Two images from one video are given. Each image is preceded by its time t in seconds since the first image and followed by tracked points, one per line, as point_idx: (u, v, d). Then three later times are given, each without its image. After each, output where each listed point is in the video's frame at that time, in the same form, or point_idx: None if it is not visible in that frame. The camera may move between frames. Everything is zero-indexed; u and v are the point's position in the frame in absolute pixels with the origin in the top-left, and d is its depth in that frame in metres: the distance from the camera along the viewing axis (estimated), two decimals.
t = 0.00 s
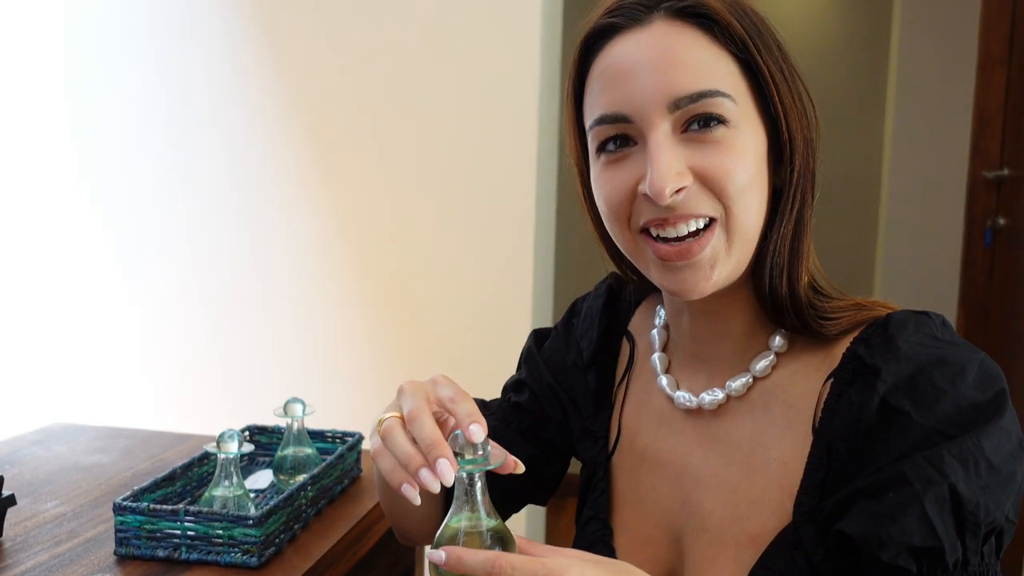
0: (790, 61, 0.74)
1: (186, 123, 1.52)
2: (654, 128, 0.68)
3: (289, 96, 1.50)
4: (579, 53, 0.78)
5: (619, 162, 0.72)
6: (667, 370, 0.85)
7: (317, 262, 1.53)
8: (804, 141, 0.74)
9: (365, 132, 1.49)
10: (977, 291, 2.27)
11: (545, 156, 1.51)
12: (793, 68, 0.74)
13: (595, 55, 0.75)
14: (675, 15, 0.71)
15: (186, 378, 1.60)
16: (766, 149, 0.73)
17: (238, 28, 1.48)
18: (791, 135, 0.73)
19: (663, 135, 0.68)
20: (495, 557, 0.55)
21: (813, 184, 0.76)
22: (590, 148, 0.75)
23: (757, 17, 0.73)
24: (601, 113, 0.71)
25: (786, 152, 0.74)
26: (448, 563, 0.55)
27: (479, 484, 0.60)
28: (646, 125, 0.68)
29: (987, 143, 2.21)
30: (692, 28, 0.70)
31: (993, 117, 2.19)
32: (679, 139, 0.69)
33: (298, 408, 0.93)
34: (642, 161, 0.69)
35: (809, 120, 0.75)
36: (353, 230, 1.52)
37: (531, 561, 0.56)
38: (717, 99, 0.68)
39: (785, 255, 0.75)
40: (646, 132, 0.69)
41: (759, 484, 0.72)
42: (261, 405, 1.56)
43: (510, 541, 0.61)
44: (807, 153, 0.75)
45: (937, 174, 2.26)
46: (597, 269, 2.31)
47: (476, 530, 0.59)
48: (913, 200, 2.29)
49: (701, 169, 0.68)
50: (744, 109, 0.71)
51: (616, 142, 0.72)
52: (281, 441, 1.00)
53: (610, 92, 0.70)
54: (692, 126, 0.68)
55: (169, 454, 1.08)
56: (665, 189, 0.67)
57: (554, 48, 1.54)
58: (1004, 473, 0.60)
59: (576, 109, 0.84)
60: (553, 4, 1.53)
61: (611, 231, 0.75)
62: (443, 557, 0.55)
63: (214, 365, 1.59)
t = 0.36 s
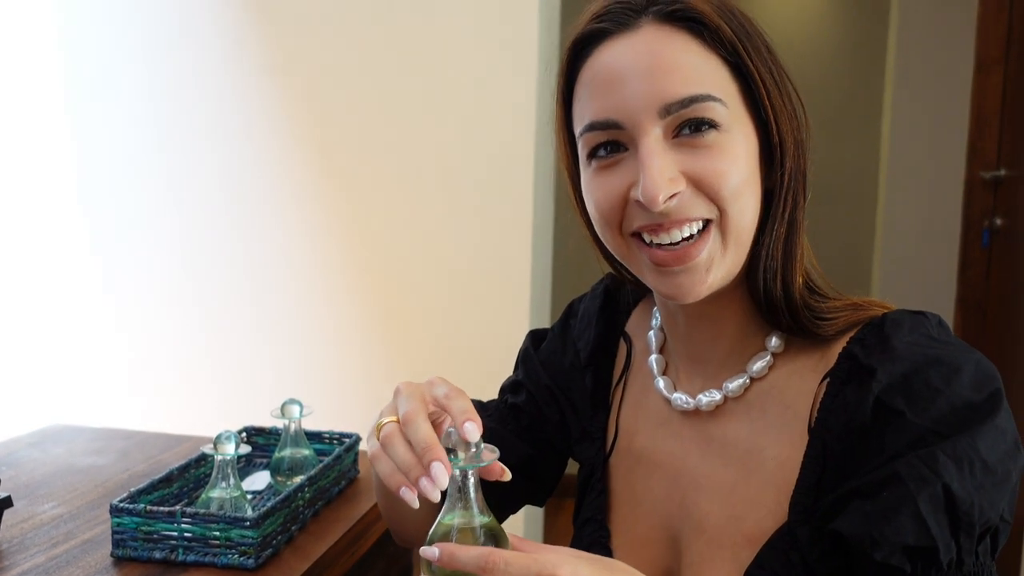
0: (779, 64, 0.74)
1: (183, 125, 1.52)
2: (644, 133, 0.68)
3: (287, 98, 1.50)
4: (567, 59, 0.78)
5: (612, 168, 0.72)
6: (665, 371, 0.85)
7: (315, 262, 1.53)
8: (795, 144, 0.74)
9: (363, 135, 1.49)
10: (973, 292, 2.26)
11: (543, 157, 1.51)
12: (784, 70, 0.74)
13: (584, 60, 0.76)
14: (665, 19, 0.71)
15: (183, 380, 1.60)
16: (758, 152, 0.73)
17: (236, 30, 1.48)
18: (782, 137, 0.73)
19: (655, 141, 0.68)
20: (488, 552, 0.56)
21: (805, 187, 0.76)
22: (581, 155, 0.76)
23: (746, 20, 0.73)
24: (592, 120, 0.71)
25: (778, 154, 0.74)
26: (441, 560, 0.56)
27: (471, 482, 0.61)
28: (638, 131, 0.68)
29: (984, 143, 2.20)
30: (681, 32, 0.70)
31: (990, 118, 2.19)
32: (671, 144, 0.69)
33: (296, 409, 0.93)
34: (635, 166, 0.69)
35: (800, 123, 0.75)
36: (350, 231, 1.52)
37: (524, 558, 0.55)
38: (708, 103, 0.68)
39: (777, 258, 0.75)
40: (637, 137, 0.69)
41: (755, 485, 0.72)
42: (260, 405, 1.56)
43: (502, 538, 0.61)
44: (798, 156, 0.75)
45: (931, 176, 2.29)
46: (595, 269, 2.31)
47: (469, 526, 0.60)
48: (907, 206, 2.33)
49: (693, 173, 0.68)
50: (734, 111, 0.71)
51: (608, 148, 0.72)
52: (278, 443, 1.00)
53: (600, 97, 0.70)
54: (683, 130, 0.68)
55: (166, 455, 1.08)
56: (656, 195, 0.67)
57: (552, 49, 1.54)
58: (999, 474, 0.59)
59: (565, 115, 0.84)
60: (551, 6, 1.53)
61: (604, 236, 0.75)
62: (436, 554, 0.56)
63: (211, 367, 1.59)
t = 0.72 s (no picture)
0: (763, 64, 0.73)
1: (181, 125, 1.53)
2: (625, 138, 0.68)
3: (284, 100, 1.50)
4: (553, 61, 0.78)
5: (591, 174, 0.72)
6: (656, 373, 0.85)
7: (310, 263, 1.53)
8: (780, 147, 0.74)
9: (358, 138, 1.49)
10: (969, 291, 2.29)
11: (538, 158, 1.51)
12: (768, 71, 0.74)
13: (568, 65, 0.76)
14: (645, 23, 0.71)
15: (180, 381, 1.60)
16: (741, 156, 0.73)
17: (233, 32, 1.49)
18: (766, 141, 0.73)
19: (633, 147, 0.69)
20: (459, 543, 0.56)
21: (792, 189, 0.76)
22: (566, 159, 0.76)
23: (728, 23, 0.73)
24: (573, 127, 0.72)
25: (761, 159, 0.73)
26: (412, 549, 0.56)
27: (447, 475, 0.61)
28: (616, 138, 0.69)
29: (979, 145, 2.23)
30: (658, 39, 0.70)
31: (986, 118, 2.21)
32: (649, 150, 0.69)
33: (289, 412, 0.93)
34: (614, 172, 0.70)
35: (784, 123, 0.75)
36: (345, 232, 1.52)
37: (490, 546, 0.57)
38: (684, 106, 0.68)
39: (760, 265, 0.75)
40: (615, 144, 0.69)
41: (745, 486, 0.72)
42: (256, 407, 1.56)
43: (473, 530, 0.61)
44: (783, 159, 0.74)
45: (924, 181, 2.31)
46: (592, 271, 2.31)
47: (442, 516, 0.60)
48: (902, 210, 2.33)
49: (671, 179, 0.68)
50: (715, 119, 0.70)
51: (587, 154, 0.72)
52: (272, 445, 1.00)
53: (581, 104, 0.71)
54: (661, 136, 0.69)
55: (160, 458, 1.08)
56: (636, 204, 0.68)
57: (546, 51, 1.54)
58: (981, 476, 0.60)
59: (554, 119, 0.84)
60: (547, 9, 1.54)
61: (588, 240, 0.76)
62: (407, 543, 0.56)
63: (206, 368, 1.59)
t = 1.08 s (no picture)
0: (691, 71, 0.66)
1: (181, 126, 1.53)
2: (523, 179, 0.76)
3: (284, 101, 1.50)
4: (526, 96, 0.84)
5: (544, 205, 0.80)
6: (659, 367, 0.86)
7: (307, 263, 1.53)
8: (709, 162, 0.66)
9: (357, 139, 1.49)
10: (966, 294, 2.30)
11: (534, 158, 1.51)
12: (663, 73, 0.66)
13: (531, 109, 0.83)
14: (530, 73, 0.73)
15: (178, 382, 1.60)
16: (618, 181, 0.68)
17: (235, 34, 1.49)
18: (686, 159, 0.66)
19: (527, 188, 0.76)
20: (362, 506, 0.61)
21: (739, 205, 0.68)
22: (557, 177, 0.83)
23: (642, 35, 0.67)
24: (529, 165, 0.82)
25: (681, 177, 0.67)
26: (317, 513, 0.61)
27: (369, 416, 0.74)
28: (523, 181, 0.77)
29: (975, 147, 2.25)
30: (562, 72, 0.70)
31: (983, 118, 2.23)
32: (535, 190, 0.75)
33: (286, 414, 0.93)
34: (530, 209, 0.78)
35: (721, 131, 0.67)
36: (342, 233, 1.51)
37: (391, 501, 0.62)
38: (554, 140, 0.71)
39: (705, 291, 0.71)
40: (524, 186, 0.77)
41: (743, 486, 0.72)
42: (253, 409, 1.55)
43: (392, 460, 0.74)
44: (717, 172, 0.67)
45: (926, 177, 2.34)
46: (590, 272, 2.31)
47: (365, 452, 0.72)
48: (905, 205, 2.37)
49: (549, 211, 0.72)
50: (619, 145, 0.67)
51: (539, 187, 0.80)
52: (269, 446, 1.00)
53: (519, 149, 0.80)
54: (538, 175, 0.73)
55: (157, 460, 1.07)
56: (538, 244, 0.75)
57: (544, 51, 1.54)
58: (905, 468, 0.59)
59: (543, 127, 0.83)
60: (549, 11, 1.53)
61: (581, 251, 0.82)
62: (312, 508, 0.61)
63: (204, 370, 1.58)
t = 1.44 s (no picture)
0: (604, 88, 0.65)
1: (181, 124, 1.52)
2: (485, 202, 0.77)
3: (287, 101, 1.49)
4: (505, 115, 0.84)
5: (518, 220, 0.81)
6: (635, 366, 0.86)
7: (305, 263, 1.52)
8: (626, 172, 0.64)
9: (358, 139, 1.48)
10: (963, 293, 2.31)
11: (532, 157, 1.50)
12: (574, 93, 0.65)
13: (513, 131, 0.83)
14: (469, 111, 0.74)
15: (178, 382, 1.59)
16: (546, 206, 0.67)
17: (239, 34, 1.49)
18: (603, 172, 0.64)
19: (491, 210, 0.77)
20: None
21: (665, 213, 0.64)
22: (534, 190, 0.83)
23: (556, 57, 0.67)
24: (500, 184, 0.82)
25: (599, 190, 0.64)
26: None
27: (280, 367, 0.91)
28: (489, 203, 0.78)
29: (972, 146, 2.26)
30: (490, 111, 0.70)
31: (980, 117, 2.25)
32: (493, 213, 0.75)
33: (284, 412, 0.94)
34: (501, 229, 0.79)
35: (638, 144, 0.64)
36: (340, 232, 1.51)
37: None
38: (494, 171, 0.71)
39: (650, 302, 0.68)
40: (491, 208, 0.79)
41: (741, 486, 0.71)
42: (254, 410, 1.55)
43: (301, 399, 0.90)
44: (637, 183, 0.64)
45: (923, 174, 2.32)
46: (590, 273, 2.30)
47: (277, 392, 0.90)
48: (899, 203, 2.33)
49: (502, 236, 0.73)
50: (540, 168, 0.66)
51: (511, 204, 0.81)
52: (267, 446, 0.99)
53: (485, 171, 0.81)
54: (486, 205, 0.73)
55: (155, 460, 1.07)
56: (510, 261, 0.76)
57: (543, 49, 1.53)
58: (871, 455, 0.54)
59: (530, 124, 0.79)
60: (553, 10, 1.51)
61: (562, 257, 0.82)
62: None
63: (202, 368, 1.58)
